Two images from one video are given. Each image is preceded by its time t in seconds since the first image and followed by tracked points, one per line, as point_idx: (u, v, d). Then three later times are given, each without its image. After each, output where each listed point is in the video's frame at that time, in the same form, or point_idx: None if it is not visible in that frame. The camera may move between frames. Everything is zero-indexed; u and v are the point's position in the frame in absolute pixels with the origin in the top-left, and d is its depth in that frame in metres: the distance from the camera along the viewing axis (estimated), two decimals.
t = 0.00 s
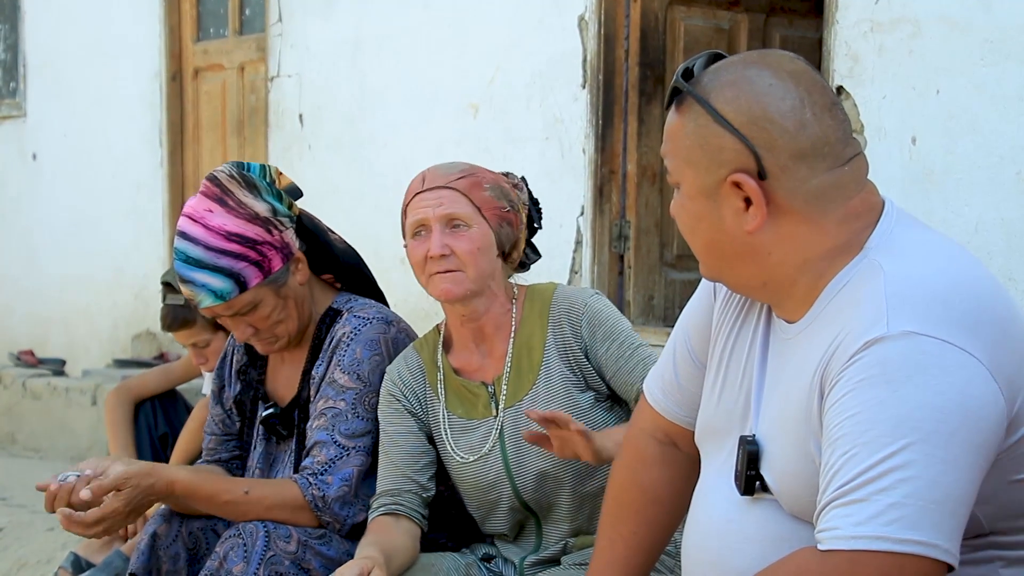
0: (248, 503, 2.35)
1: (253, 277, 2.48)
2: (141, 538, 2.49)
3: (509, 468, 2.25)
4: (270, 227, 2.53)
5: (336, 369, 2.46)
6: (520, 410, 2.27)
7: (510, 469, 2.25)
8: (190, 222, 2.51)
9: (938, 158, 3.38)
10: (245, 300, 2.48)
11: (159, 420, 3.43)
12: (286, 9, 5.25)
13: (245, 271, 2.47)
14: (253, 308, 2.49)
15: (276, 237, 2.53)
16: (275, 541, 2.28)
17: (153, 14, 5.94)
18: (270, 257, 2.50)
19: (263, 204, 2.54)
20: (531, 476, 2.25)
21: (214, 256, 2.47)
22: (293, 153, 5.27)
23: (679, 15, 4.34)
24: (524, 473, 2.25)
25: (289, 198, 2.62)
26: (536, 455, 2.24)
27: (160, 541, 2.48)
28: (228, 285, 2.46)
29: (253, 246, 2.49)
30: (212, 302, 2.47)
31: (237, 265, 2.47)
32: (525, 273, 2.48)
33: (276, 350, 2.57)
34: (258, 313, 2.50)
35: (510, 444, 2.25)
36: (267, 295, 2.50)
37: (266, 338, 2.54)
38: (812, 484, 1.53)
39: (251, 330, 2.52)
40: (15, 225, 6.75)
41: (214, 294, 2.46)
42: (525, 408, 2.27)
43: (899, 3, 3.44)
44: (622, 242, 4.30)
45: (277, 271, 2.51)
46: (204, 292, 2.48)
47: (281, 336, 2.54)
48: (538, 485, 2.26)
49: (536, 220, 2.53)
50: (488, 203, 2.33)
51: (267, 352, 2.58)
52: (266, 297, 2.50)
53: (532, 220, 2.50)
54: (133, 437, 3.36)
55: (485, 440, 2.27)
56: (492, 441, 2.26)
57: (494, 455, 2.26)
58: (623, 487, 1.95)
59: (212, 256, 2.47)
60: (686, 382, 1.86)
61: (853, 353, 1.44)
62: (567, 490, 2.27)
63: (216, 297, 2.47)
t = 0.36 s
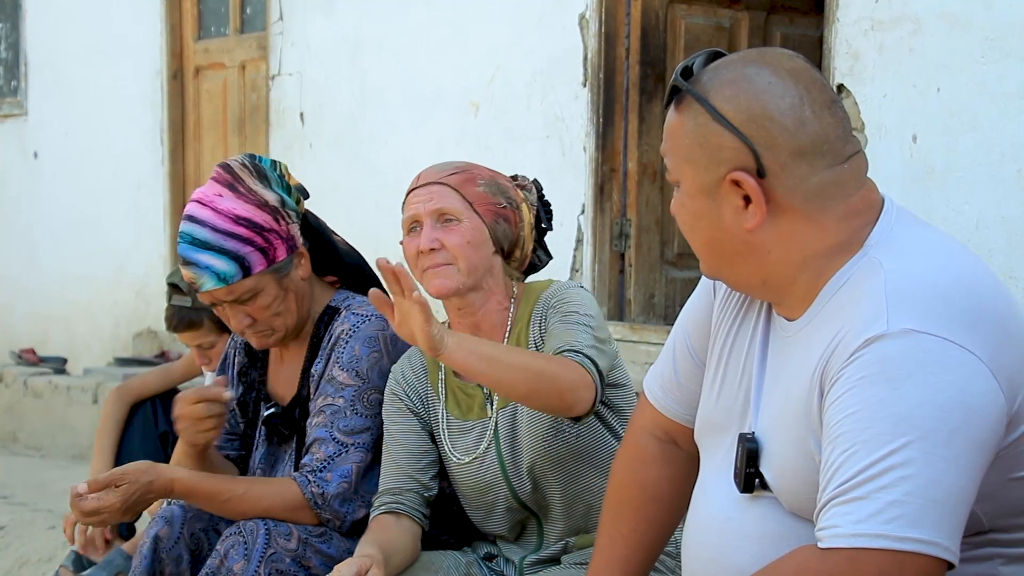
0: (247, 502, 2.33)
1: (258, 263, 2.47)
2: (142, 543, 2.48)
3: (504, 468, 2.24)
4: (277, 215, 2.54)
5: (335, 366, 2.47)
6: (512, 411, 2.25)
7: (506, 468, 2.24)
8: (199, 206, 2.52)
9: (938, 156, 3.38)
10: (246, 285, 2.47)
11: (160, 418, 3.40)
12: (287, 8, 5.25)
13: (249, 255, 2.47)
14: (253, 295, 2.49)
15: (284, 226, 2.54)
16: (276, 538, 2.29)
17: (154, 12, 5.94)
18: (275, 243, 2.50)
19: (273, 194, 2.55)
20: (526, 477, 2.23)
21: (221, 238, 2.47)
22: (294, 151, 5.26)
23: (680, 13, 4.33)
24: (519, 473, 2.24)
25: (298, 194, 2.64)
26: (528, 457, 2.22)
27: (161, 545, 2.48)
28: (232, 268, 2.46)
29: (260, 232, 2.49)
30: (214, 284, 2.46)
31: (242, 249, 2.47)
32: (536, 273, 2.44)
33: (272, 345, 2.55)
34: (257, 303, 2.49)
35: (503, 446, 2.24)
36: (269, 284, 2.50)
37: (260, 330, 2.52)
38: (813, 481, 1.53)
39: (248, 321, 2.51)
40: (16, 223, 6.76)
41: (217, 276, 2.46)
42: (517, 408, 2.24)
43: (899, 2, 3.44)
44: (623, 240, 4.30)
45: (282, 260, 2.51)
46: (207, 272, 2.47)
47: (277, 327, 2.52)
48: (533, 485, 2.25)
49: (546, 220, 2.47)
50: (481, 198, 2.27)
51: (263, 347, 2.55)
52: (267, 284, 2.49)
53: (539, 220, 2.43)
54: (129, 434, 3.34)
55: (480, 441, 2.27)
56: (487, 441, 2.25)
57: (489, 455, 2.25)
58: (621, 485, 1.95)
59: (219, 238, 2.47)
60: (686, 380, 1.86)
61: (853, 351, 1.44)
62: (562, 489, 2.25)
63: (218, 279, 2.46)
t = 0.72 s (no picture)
0: (249, 497, 2.36)
1: (282, 237, 2.52)
2: (141, 537, 2.50)
3: (502, 469, 2.24)
4: (312, 202, 2.61)
5: (339, 368, 2.47)
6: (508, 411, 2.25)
7: (503, 469, 2.24)
8: (243, 170, 2.58)
9: (937, 154, 3.38)
10: (263, 254, 2.51)
11: (160, 419, 3.43)
12: (286, 8, 5.25)
13: (277, 227, 2.52)
14: (265, 266, 2.52)
15: (316, 215, 2.61)
16: (277, 539, 2.29)
17: (153, 12, 5.94)
18: (304, 226, 2.56)
19: (314, 181, 2.63)
20: (522, 476, 2.24)
21: (256, 201, 2.52)
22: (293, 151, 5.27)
23: (679, 12, 4.32)
24: (516, 474, 2.24)
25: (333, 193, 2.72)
26: (523, 458, 2.22)
27: (160, 541, 2.49)
28: (258, 233, 2.50)
29: (294, 210, 2.55)
30: (235, 244, 2.50)
31: (273, 219, 2.52)
32: (536, 273, 2.43)
33: (266, 328, 2.54)
34: (265, 277, 2.52)
35: (500, 446, 2.24)
36: (284, 262, 2.53)
37: (258, 311, 2.51)
38: (811, 480, 1.53)
39: (252, 296, 2.51)
40: (16, 223, 6.76)
41: (240, 237, 2.49)
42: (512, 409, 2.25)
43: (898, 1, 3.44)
44: (623, 239, 4.29)
45: (304, 246, 2.57)
46: (231, 231, 2.50)
47: (276, 306, 2.52)
48: (530, 485, 2.25)
49: (546, 220, 2.45)
50: (479, 200, 2.28)
51: (257, 330, 2.54)
52: (284, 259, 2.53)
53: (538, 220, 2.42)
54: (129, 437, 3.35)
55: (476, 441, 2.27)
56: (483, 441, 2.26)
57: (486, 456, 2.25)
58: (621, 485, 1.95)
59: (255, 201, 2.52)
60: (686, 379, 1.86)
61: (852, 349, 1.44)
62: (559, 489, 2.25)
63: (241, 240, 2.49)
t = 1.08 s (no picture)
0: (247, 496, 2.36)
1: (287, 221, 2.57)
2: (142, 543, 2.48)
3: (499, 470, 2.23)
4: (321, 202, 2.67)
5: (333, 367, 2.47)
6: (506, 412, 2.23)
7: (500, 470, 2.23)
8: (265, 157, 2.66)
9: (938, 155, 3.38)
10: (262, 231, 2.56)
11: (162, 420, 3.43)
12: (287, 9, 5.25)
13: (284, 209, 2.57)
14: (262, 246, 2.56)
15: (323, 215, 2.66)
16: (278, 539, 2.29)
17: (155, 13, 5.95)
18: (309, 219, 2.61)
19: (330, 186, 2.70)
20: (519, 478, 2.22)
21: (270, 180, 2.58)
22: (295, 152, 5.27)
23: (680, 13, 4.32)
24: (514, 475, 2.22)
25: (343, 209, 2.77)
26: (520, 459, 2.20)
27: (162, 546, 2.49)
28: (265, 209, 2.55)
29: (303, 201, 2.61)
30: (239, 214, 2.55)
31: (282, 201, 2.58)
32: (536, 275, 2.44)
33: (245, 312, 2.55)
34: (260, 257, 2.55)
35: (497, 447, 2.23)
36: (281, 245, 2.57)
37: (240, 290, 2.53)
38: (813, 481, 1.53)
39: (242, 272, 2.53)
40: (17, 224, 6.76)
41: (247, 209, 2.55)
42: (510, 410, 2.23)
43: (898, 1, 3.44)
44: (624, 240, 4.29)
45: (304, 240, 2.60)
46: (239, 202, 2.56)
47: (261, 288, 2.54)
48: (527, 486, 2.23)
49: (547, 224, 2.45)
50: (477, 203, 2.28)
51: (237, 312, 2.55)
52: (282, 243, 2.57)
53: (541, 225, 2.41)
54: (132, 439, 3.35)
55: (473, 442, 2.26)
56: (481, 443, 2.24)
57: (483, 458, 2.24)
58: (622, 485, 1.95)
59: (269, 180, 2.58)
60: (687, 380, 1.87)
61: (854, 351, 1.44)
62: (555, 490, 2.23)
63: (247, 212, 2.55)
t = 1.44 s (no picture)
0: (239, 497, 2.37)
1: (289, 217, 2.57)
2: (142, 543, 2.48)
3: (491, 473, 2.22)
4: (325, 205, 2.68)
5: (326, 367, 2.46)
6: (496, 415, 2.23)
7: (492, 473, 2.22)
8: (272, 157, 2.67)
9: (940, 157, 3.37)
10: (264, 226, 2.56)
11: (163, 420, 3.45)
12: (289, 9, 5.26)
13: (286, 206, 2.58)
14: (262, 241, 2.57)
15: (326, 217, 2.67)
16: (274, 540, 2.29)
17: (157, 13, 5.95)
18: (312, 219, 2.62)
19: (336, 191, 2.72)
20: (511, 480, 2.21)
21: (275, 178, 2.59)
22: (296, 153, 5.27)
23: (681, 15, 4.31)
24: (506, 478, 2.22)
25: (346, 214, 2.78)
26: (509, 462, 2.20)
27: (162, 546, 2.49)
28: (268, 204, 2.55)
29: (306, 200, 2.62)
30: (242, 208, 2.55)
31: (285, 198, 2.58)
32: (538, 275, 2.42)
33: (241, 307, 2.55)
34: (260, 253, 2.56)
35: (488, 451, 2.23)
36: (282, 242, 2.58)
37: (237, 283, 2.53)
38: (815, 484, 1.53)
39: (240, 266, 2.55)
40: (18, 225, 6.77)
41: (251, 204, 2.55)
42: (500, 412, 2.22)
43: (900, 4, 3.44)
44: (626, 241, 4.28)
45: (305, 239, 2.61)
46: (243, 196, 2.55)
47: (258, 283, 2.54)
48: (520, 489, 2.22)
49: (549, 224, 2.42)
50: (475, 211, 2.27)
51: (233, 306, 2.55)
52: (283, 240, 2.57)
53: (542, 226, 2.40)
54: (134, 443, 3.36)
55: (465, 446, 2.26)
56: (472, 447, 2.24)
57: (475, 462, 2.24)
58: (623, 487, 1.95)
59: (274, 177, 2.59)
60: (690, 382, 1.87)
61: (856, 353, 1.44)
62: (545, 493, 2.21)
63: (249, 206, 2.55)
